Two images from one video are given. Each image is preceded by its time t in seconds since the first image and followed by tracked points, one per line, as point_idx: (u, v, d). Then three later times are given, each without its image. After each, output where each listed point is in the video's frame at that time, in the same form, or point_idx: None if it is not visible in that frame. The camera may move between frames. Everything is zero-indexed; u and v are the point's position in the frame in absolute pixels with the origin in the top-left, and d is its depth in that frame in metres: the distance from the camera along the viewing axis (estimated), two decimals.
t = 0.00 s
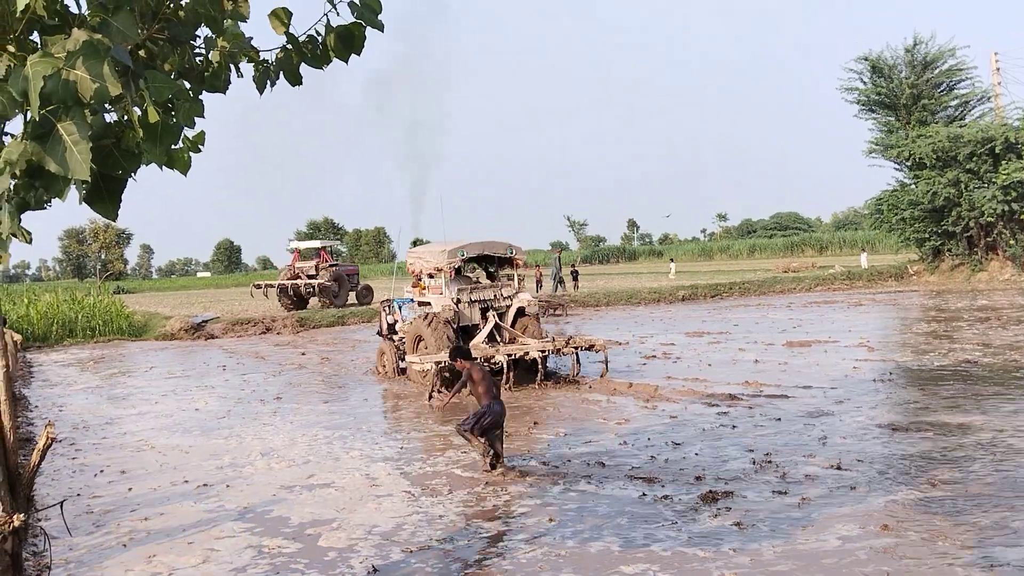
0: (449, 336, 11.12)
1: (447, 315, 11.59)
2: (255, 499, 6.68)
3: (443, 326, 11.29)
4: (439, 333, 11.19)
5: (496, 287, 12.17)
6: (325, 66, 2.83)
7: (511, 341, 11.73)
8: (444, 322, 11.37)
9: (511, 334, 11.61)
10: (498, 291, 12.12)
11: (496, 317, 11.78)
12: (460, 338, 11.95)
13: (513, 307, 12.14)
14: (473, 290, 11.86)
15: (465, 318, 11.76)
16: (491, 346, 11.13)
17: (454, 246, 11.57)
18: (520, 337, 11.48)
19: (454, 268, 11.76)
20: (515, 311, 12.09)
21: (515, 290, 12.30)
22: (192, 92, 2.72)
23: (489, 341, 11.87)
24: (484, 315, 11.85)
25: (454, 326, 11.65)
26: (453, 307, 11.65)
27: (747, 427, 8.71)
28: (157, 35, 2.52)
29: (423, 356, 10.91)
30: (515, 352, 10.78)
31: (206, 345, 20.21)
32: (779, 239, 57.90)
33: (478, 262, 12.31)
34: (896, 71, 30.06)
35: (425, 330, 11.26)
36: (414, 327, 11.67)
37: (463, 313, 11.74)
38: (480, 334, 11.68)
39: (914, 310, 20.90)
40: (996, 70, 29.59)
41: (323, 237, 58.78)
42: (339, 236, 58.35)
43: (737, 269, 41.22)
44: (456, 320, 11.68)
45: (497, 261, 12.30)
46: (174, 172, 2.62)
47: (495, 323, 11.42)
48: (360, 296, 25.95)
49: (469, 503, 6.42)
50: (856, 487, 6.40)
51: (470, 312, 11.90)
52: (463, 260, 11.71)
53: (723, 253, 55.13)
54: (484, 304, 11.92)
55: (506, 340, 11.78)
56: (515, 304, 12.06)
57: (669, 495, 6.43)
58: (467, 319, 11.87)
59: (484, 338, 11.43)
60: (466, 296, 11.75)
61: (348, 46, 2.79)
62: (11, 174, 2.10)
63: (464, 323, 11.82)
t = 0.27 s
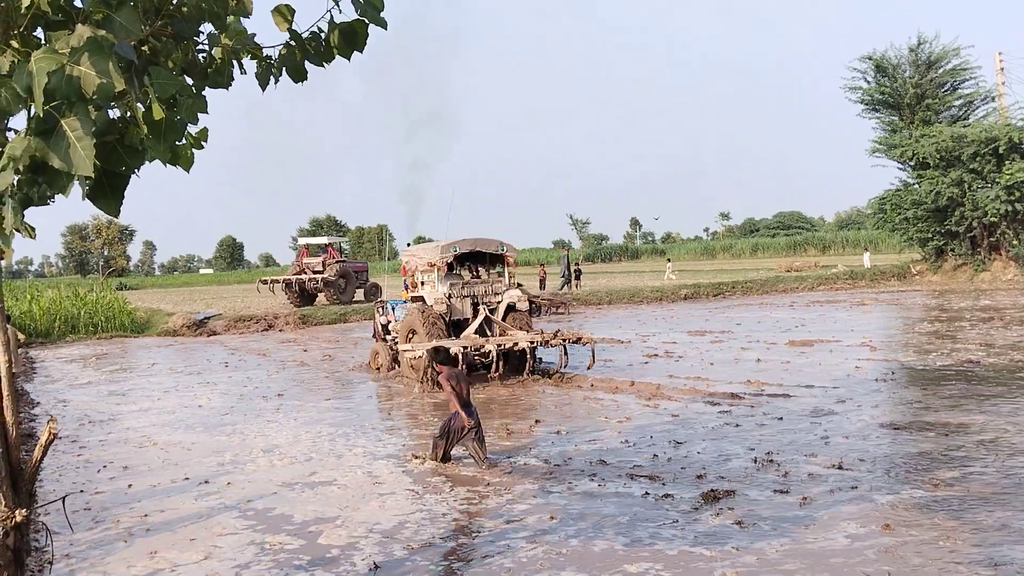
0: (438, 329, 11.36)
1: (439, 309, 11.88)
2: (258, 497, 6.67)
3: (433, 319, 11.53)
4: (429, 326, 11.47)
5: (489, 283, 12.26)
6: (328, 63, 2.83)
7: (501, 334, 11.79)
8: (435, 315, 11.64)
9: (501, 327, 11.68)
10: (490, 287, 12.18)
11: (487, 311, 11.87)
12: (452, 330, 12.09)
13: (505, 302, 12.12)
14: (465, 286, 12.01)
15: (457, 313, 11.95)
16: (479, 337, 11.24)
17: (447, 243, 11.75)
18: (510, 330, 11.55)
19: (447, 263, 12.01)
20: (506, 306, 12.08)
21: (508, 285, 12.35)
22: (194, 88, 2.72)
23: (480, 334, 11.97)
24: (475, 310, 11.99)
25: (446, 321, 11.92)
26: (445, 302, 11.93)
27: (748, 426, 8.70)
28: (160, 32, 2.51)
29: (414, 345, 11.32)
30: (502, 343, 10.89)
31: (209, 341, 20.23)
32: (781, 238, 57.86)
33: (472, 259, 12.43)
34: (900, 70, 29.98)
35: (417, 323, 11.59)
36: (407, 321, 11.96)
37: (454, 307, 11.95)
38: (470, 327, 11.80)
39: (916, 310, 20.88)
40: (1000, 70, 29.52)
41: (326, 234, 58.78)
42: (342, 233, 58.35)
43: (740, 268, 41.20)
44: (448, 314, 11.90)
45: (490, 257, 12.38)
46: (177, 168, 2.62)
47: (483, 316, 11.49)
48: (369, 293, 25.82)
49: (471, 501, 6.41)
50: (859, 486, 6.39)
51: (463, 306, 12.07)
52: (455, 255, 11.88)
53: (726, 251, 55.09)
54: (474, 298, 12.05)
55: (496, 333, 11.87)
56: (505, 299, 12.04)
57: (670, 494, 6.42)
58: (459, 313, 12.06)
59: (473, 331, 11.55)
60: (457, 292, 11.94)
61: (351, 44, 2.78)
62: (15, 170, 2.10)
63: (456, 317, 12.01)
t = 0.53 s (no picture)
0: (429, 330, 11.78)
1: (427, 311, 12.26)
2: (261, 497, 6.66)
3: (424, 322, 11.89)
4: (419, 328, 11.87)
5: (475, 283, 12.61)
6: (329, 62, 2.83)
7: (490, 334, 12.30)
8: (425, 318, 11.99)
9: (489, 328, 12.21)
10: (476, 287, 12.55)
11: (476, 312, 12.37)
12: (442, 331, 12.56)
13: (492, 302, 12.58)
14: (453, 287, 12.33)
15: (445, 314, 12.30)
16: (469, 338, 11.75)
17: (433, 247, 11.90)
18: (499, 330, 12.07)
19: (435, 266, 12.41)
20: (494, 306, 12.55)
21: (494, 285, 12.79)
22: (196, 87, 2.73)
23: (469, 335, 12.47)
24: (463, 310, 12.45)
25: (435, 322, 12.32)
26: (433, 304, 12.22)
27: (749, 426, 8.70)
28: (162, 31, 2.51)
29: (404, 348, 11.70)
30: (493, 344, 11.40)
31: (211, 341, 20.24)
32: (783, 239, 57.82)
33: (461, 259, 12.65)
34: (902, 71, 29.94)
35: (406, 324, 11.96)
36: (396, 323, 12.36)
37: (443, 309, 12.27)
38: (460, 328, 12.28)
39: (919, 310, 20.87)
40: (1003, 71, 29.48)
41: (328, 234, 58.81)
42: (343, 233, 58.36)
43: (741, 269, 41.18)
44: (436, 316, 12.24)
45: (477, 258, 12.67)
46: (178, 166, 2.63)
47: (474, 317, 11.96)
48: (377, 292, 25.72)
49: (472, 501, 6.41)
50: (860, 487, 6.38)
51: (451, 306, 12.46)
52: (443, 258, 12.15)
53: (728, 252, 55.06)
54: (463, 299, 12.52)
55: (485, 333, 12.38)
56: (493, 299, 12.47)
57: (672, 494, 6.41)
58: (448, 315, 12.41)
59: (463, 331, 12.05)
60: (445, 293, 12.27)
61: (353, 43, 2.78)
62: (17, 168, 2.10)
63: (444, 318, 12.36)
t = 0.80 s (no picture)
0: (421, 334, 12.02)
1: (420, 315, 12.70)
2: (266, 500, 6.65)
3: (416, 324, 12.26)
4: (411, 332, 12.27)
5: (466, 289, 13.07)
6: (332, 64, 2.84)
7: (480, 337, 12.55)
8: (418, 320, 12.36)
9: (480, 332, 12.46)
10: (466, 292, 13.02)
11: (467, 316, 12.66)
12: (433, 334, 12.98)
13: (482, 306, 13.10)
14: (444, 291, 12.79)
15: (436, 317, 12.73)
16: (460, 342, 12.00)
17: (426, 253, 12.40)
18: (490, 334, 12.31)
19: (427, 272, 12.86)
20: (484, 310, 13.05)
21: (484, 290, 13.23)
22: (199, 89, 2.74)
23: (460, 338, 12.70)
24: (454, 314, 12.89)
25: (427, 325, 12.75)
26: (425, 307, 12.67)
27: (752, 429, 8.69)
28: (166, 33, 2.53)
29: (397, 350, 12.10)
30: (484, 347, 11.65)
31: (214, 343, 20.27)
32: (787, 242, 57.77)
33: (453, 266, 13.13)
34: (907, 74, 29.90)
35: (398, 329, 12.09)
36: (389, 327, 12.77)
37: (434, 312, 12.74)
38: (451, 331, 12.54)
39: (923, 314, 20.83)
40: (1007, 75, 29.43)
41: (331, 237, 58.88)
42: (347, 236, 58.41)
43: (744, 272, 41.15)
44: (428, 319, 12.67)
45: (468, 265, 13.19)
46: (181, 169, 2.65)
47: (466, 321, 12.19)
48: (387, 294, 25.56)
49: (476, 505, 6.40)
50: (864, 491, 6.36)
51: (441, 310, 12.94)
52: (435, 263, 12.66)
53: (731, 255, 55.02)
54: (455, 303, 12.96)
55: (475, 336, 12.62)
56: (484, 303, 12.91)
57: (675, 498, 6.39)
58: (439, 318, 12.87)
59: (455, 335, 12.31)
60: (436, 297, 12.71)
61: (355, 45, 2.79)
62: (22, 170, 2.12)
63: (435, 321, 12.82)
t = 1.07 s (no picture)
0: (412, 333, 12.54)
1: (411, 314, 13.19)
2: (268, 502, 6.62)
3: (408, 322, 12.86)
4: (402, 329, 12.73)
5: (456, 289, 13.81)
6: (333, 64, 2.84)
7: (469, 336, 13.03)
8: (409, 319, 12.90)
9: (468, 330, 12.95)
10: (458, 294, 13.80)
11: (456, 316, 13.21)
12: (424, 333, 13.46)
13: (472, 307, 13.78)
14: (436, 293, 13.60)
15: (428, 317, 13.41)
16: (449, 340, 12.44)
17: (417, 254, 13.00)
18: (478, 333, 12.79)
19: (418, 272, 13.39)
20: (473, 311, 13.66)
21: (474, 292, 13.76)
22: (200, 89, 2.75)
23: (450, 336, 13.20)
24: (444, 314, 13.39)
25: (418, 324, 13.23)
26: (418, 307, 13.37)
27: (754, 431, 8.68)
28: (167, 34, 2.53)
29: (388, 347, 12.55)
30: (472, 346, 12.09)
31: (215, 344, 20.27)
32: (788, 243, 57.76)
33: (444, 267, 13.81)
34: (908, 77, 29.89)
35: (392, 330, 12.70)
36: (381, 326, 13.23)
37: (427, 311, 13.44)
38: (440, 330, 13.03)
39: (924, 316, 20.82)
40: (1009, 77, 29.42)
41: (333, 238, 58.90)
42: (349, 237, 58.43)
43: (746, 273, 41.11)
44: (420, 317, 13.30)
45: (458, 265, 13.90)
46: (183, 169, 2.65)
47: (455, 321, 12.70)
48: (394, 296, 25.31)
49: (477, 506, 6.39)
50: (865, 493, 6.35)
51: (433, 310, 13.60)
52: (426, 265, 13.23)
53: (733, 257, 55.03)
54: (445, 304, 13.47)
55: (464, 335, 13.16)
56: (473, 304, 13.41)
57: (677, 500, 6.38)
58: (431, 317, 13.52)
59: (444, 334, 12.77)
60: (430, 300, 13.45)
61: (356, 44, 2.79)
62: (24, 171, 2.12)
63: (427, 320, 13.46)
